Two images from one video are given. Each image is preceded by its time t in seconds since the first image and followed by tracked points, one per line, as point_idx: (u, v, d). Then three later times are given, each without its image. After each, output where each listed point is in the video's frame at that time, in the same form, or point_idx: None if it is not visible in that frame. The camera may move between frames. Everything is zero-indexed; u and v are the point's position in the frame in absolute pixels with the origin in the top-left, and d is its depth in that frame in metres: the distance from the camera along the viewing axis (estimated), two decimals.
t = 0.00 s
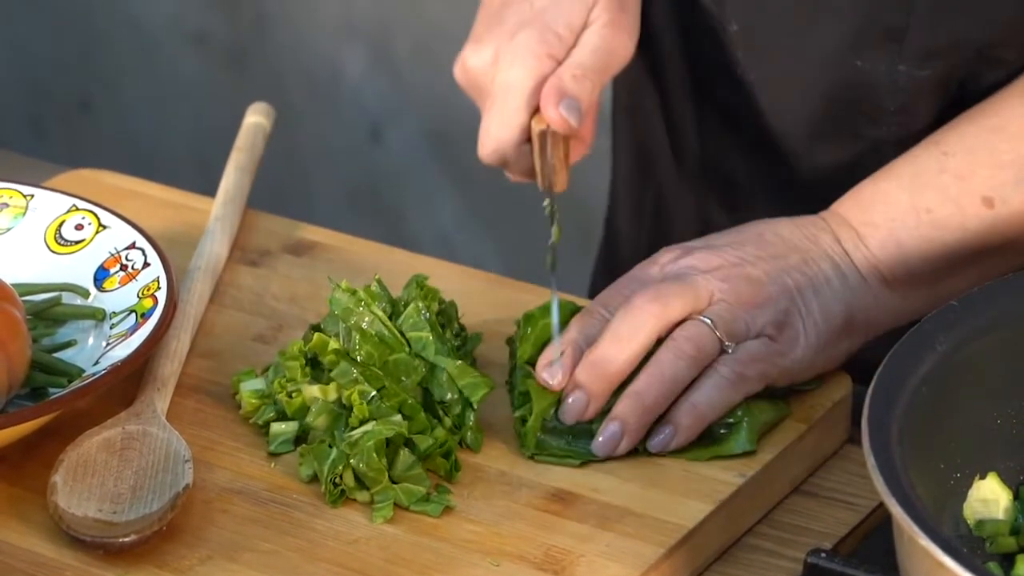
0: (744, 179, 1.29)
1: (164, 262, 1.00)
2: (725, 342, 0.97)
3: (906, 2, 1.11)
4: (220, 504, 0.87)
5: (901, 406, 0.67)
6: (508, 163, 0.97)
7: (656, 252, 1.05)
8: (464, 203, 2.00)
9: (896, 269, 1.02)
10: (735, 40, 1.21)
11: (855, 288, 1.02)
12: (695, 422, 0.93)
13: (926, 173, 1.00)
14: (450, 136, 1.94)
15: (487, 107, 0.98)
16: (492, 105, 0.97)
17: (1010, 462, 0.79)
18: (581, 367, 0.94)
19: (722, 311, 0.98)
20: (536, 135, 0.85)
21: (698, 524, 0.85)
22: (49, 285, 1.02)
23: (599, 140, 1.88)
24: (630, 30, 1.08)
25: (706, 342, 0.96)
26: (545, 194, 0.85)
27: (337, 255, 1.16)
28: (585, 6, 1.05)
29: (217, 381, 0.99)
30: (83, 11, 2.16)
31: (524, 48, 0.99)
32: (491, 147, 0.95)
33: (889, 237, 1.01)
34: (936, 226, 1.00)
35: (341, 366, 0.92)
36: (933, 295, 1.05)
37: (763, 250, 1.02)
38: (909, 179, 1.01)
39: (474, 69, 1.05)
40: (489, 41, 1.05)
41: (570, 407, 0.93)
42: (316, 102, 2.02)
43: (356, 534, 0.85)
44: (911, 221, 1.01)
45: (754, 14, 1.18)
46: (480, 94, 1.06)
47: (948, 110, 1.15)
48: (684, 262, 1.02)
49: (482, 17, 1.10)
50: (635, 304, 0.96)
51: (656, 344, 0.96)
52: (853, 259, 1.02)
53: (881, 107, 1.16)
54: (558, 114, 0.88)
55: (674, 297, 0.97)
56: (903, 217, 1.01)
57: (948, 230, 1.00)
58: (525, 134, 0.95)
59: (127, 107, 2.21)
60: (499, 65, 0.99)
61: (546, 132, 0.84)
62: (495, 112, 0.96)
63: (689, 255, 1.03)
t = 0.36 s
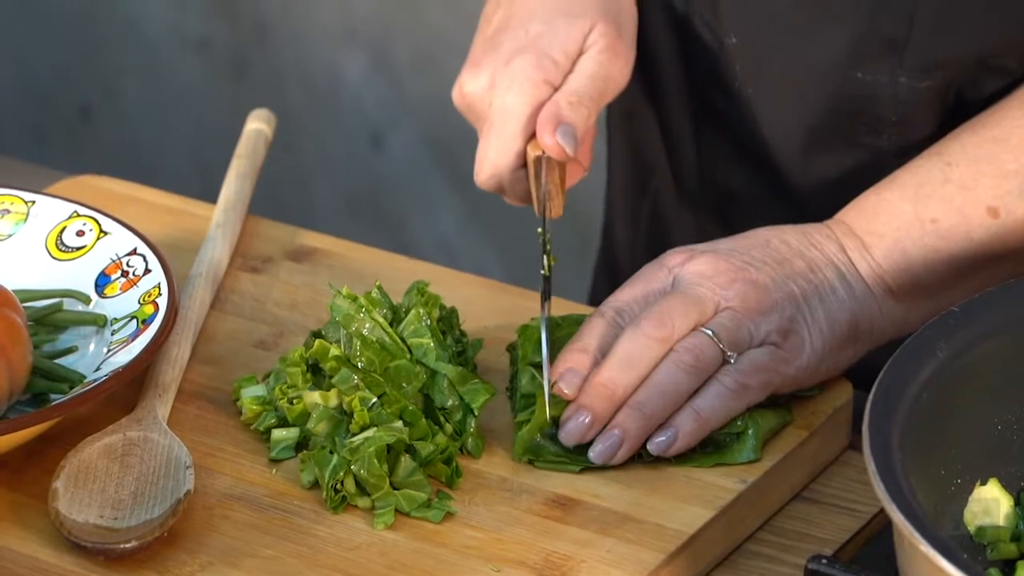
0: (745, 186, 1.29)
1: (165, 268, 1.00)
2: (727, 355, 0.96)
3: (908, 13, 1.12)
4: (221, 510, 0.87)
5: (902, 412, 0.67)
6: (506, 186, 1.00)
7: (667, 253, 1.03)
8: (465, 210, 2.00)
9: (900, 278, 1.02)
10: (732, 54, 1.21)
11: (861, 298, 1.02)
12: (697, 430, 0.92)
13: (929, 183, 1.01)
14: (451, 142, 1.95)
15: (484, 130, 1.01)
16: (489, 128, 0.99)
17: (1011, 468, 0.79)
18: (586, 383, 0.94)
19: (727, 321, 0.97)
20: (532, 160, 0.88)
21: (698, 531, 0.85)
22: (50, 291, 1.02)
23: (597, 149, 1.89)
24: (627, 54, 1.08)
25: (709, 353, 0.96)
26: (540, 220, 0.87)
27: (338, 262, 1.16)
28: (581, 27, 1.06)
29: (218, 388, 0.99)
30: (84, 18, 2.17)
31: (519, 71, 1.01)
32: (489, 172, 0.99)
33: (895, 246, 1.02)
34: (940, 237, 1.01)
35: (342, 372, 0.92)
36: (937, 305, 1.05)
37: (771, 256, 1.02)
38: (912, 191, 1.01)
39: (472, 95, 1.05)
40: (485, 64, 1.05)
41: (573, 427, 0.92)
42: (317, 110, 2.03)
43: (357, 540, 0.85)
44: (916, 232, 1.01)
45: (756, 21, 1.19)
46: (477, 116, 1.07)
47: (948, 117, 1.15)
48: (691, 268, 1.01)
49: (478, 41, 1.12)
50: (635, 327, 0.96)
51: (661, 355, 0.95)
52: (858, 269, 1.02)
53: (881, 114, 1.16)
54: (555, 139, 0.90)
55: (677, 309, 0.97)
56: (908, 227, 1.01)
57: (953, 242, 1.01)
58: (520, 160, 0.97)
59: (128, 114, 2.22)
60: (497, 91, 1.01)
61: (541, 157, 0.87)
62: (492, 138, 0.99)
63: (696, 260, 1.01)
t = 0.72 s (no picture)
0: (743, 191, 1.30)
1: (164, 273, 1.00)
2: (747, 348, 0.97)
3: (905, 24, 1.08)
4: (219, 515, 0.87)
5: (901, 417, 0.67)
6: (498, 201, 0.99)
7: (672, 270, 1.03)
8: (463, 216, 2.00)
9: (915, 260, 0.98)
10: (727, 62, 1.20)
11: (879, 273, 0.98)
12: (738, 430, 0.93)
13: (945, 159, 0.97)
14: (450, 148, 1.95)
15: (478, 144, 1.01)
16: (483, 141, 0.99)
17: (1009, 473, 0.79)
18: (615, 398, 0.94)
19: (740, 322, 0.97)
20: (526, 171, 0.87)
21: (697, 536, 0.86)
22: (48, 296, 1.03)
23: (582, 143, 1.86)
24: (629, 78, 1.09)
25: (729, 351, 0.96)
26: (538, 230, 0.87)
27: (336, 267, 1.16)
28: (580, 43, 1.07)
29: (216, 393, 1.00)
30: (83, 24, 2.17)
31: (518, 87, 1.02)
32: (483, 187, 0.98)
33: (911, 220, 0.97)
34: (959, 211, 0.96)
35: (341, 377, 0.92)
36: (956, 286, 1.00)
37: (775, 250, 1.00)
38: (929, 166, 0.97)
39: (468, 104, 1.06)
40: (481, 76, 1.06)
41: (605, 441, 0.92)
42: (317, 117, 2.03)
43: (355, 545, 0.85)
44: (933, 206, 0.96)
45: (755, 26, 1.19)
46: (468, 127, 1.08)
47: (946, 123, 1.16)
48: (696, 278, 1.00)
49: (469, 50, 1.13)
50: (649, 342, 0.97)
51: (679, 364, 0.96)
52: (873, 244, 0.98)
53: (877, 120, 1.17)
54: (556, 156, 0.90)
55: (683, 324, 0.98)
56: (924, 202, 0.97)
57: (972, 220, 0.96)
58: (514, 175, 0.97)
59: (126, 120, 2.22)
60: (492, 105, 1.02)
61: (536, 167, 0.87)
62: (485, 150, 0.98)
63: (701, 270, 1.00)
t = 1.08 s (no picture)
0: (741, 195, 1.30)
1: (162, 276, 1.00)
2: (744, 350, 0.98)
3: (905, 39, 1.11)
4: (218, 518, 0.87)
5: (899, 420, 0.68)
6: (507, 203, 0.99)
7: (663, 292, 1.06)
8: (460, 219, 2.00)
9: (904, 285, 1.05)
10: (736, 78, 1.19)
11: (870, 296, 1.04)
12: (732, 433, 0.93)
13: (935, 184, 1.03)
14: (447, 152, 1.95)
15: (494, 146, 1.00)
16: (500, 143, 0.98)
17: (1006, 475, 0.79)
18: (611, 409, 0.94)
19: (737, 324, 1.00)
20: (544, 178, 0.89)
21: (695, 539, 0.86)
22: (47, 299, 1.03)
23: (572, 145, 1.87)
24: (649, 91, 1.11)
25: (726, 352, 0.98)
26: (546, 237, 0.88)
27: (334, 270, 1.16)
28: (606, 58, 1.07)
29: (214, 396, 1.00)
30: (80, 28, 2.17)
31: (545, 94, 1.01)
32: (494, 188, 0.97)
33: (901, 245, 1.04)
34: (946, 235, 1.03)
35: (338, 380, 0.92)
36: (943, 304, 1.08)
37: (772, 269, 1.05)
38: (918, 192, 1.04)
39: (489, 107, 1.04)
40: (506, 79, 1.04)
41: (604, 452, 0.91)
42: (315, 121, 2.03)
43: (354, 548, 0.85)
44: (922, 230, 1.03)
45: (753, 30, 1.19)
46: (487, 127, 1.06)
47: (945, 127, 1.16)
48: (688, 293, 1.03)
49: (491, 46, 1.10)
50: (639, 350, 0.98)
51: (674, 369, 0.97)
52: (864, 269, 1.05)
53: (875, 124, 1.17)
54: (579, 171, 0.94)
55: (677, 330, 0.99)
56: (913, 227, 1.04)
57: (956, 243, 1.03)
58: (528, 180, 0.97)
59: (124, 124, 2.22)
60: (515, 110, 1.01)
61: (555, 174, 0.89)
62: (503, 148, 0.97)
63: (694, 286, 1.04)
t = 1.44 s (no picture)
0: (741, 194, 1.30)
1: (161, 276, 1.00)
2: (745, 351, 0.98)
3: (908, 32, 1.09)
4: (217, 517, 0.87)
5: (898, 419, 0.68)
6: (491, 288, 1.02)
7: (667, 291, 1.05)
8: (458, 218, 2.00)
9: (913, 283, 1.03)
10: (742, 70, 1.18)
11: (877, 297, 1.03)
12: (730, 434, 0.93)
13: (942, 182, 1.02)
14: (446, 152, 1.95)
15: (476, 231, 1.03)
16: (482, 227, 1.01)
17: (1005, 475, 0.79)
18: (608, 409, 0.93)
19: (742, 326, 0.99)
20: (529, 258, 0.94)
21: (694, 539, 0.86)
22: (46, 298, 1.02)
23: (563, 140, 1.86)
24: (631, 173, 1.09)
25: (728, 354, 0.97)
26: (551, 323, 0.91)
27: (333, 270, 1.16)
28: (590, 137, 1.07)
29: (213, 395, 1.00)
30: (79, 27, 2.17)
31: (522, 174, 1.02)
32: (477, 275, 1.01)
33: (908, 246, 1.02)
34: (954, 235, 1.01)
35: (338, 379, 0.92)
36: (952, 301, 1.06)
37: (778, 269, 1.04)
38: (925, 190, 1.02)
39: (465, 193, 1.06)
40: (483, 165, 1.06)
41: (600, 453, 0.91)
42: (314, 121, 2.03)
43: (353, 547, 0.85)
44: (929, 231, 1.02)
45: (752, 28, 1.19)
46: (466, 216, 1.08)
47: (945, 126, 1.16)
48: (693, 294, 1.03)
49: (467, 137, 1.12)
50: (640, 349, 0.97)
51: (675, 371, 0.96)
52: (871, 270, 1.04)
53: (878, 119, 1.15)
54: (562, 252, 0.96)
55: (678, 330, 0.99)
56: (920, 226, 1.02)
57: (965, 241, 1.01)
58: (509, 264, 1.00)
59: (123, 124, 2.22)
60: (494, 191, 1.03)
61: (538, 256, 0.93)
62: (482, 239, 1.00)
63: (698, 287, 1.03)
